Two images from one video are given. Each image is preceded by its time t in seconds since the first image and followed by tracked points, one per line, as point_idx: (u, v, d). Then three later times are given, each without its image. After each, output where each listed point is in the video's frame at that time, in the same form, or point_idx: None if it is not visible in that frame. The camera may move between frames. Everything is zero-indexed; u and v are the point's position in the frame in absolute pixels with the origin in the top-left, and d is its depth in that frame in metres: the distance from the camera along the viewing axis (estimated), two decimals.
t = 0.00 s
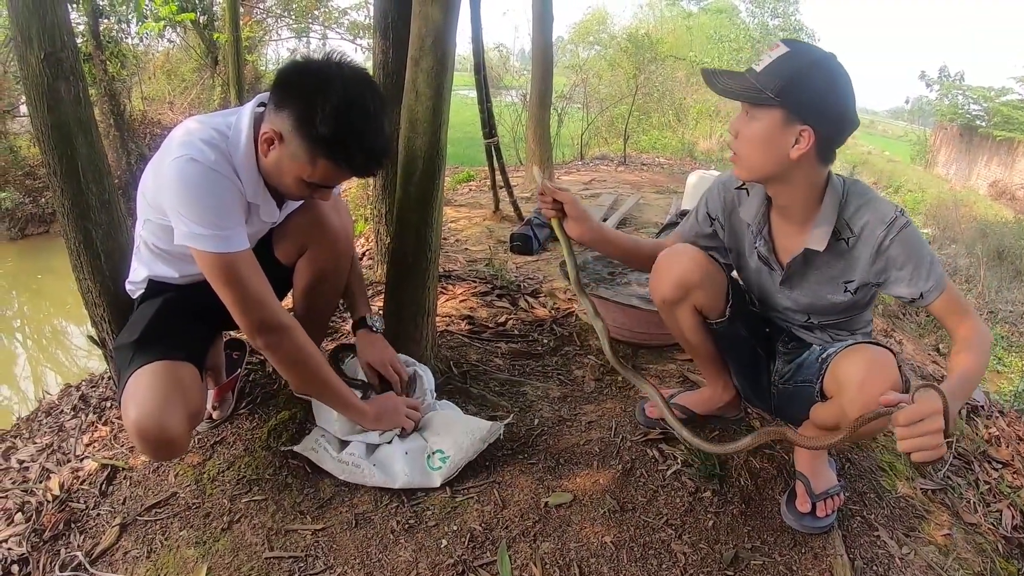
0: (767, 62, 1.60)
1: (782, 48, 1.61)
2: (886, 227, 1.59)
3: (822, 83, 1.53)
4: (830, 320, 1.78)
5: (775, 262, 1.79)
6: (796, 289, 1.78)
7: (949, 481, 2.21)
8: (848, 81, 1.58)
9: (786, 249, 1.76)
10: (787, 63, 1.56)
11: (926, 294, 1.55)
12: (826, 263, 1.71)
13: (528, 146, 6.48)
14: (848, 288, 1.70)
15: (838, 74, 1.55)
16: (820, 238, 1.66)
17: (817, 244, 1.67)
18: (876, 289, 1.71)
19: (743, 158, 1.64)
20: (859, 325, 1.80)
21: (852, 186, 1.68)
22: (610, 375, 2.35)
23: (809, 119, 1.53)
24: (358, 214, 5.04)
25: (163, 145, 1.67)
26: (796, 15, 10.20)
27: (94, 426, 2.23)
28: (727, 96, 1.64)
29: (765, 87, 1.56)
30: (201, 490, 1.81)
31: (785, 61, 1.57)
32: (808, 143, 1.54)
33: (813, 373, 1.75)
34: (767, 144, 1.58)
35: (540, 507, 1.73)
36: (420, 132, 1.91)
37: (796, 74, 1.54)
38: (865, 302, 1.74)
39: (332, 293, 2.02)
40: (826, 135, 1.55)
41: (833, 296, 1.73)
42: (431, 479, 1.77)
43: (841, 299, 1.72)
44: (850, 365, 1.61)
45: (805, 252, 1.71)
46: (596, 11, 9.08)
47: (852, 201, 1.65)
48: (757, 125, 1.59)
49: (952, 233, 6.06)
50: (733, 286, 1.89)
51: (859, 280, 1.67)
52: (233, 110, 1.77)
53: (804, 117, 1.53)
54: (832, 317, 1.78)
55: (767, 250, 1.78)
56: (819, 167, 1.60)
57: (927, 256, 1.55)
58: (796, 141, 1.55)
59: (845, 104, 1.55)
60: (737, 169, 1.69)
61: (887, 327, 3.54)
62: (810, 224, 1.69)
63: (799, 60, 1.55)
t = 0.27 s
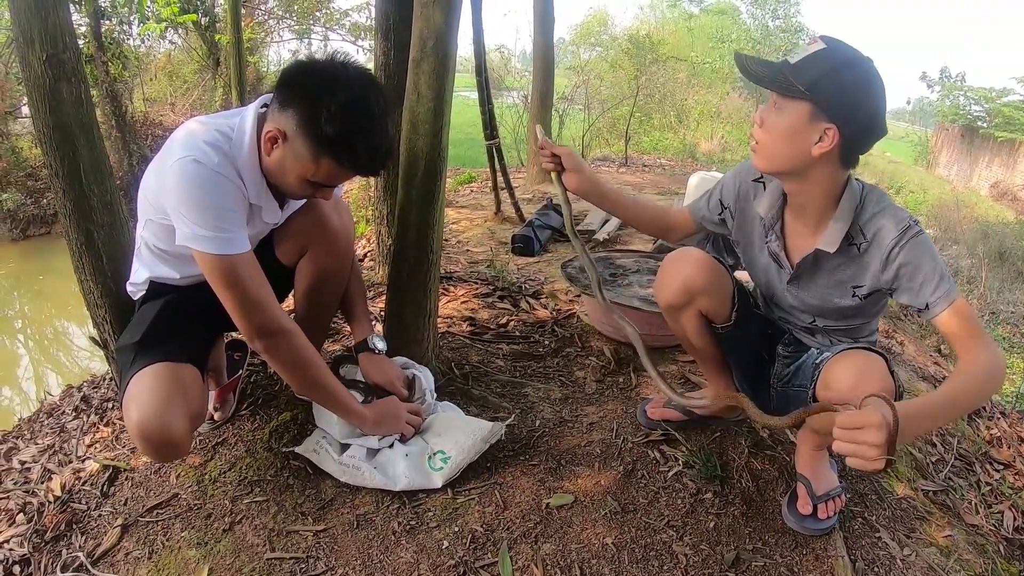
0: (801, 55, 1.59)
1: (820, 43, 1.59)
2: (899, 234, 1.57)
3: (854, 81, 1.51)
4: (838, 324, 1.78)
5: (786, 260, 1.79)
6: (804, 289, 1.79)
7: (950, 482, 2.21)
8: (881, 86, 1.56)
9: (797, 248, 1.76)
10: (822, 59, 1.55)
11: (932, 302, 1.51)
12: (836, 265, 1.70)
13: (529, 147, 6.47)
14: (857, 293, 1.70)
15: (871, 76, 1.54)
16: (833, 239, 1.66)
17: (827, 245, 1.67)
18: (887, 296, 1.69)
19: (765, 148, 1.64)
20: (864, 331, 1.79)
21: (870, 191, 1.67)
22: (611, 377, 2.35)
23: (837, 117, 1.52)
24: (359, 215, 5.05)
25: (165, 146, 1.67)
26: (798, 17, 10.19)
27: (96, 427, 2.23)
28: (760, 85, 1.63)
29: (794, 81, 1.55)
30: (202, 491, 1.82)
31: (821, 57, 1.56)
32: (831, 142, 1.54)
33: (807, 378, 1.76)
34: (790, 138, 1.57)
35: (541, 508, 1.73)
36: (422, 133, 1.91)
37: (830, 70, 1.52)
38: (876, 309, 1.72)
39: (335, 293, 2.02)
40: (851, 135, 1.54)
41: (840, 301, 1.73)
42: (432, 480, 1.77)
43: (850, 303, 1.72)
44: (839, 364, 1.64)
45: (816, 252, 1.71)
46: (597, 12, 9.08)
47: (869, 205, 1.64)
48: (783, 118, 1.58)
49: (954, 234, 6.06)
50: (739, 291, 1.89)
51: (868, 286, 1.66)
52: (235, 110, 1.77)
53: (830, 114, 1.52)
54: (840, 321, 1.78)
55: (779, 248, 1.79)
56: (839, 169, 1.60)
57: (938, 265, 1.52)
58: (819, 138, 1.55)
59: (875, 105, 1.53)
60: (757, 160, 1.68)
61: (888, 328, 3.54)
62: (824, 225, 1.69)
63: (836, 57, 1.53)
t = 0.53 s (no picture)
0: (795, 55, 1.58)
1: (812, 43, 1.58)
2: (885, 231, 1.55)
3: (850, 79, 1.50)
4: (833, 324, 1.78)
5: (781, 255, 1.79)
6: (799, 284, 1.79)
7: (951, 484, 2.21)
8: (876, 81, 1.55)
9: (792, 243, 1.76)
10: (816, 58, 1.54)
11: (904, 297, 1.48)
12: (827, 262, 1.69)
13: (530, 149, 6.47)
14: (846, 292, 1.69)
15: (866, 72, 1.53)
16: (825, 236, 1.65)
17: (819, 240, 1.66)
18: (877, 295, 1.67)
19: (762, 150, 1.63)
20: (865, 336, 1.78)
21: (867, 188, 1.64)
22: (612, 378, 2.35)
23: (835, 117, 1.51)
24: (360, 217, 5.05)
25: (167, 148, 1.67)
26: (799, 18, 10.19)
27: (97, 429, 2.23)
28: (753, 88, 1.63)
29: (789, 83, 1.54)
30: (204, 493, 1.82)
31: (813, 56, 1.55)
32: (829, 141, 1.53)
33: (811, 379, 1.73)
34: (788, 139, 1.57)
35: (542, 510, 1.73)
36: (423, 136, 1.92)
37: (824, 70, 1.51)
38: (870, 308, 1.71)
39: (337, 295, 2.03)
40: (849, 133, 1.53)
41: (831, 299, 1.73)
42: (434, 481, 1.78)
43: (840, 301, 1.71)
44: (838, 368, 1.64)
45: (809, 248, 1.70)
46: (598, 14, 9.08)
47: (863, 202, 1.62)
48: (780, 119, 1.57)
49: (955, 235, 6.06)
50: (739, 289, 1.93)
51: (857, 285, 1.66)
52: (237, 114, 1.77)
53: (828, 114, 1.52)
54: (836, 321, 1.77)
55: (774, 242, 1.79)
56: (837, 167, 1.59)
57: (918, 265, 1.48)
58: (818, 138, 1.54)
59: (873, 102, 1.52)
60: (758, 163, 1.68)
61: (889, 330, 3.54)
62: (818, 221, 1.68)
63: (829, 56, 1.52)
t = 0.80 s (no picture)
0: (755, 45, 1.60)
1: (770, 33, 1.60)
2: (836, 205, 1.55)
3: (808, 66, 1.52)
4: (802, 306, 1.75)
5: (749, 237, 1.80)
6: (767, 267, 1.79)
7: (952, 486, 2.21)
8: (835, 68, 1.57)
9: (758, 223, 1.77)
10: (775, 47, 1.55)
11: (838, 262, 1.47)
12: (790, 241, 1.70)
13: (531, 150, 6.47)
14: (803, 270, 1.68)
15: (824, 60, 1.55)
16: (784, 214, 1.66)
17: (780, 219, 1.67)
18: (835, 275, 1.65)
19: (727, 138, 1.64)
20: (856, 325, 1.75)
21: (829, 171, 1.65)
22: (614, 380, 2.35)
23: (793, 102, 1.52)
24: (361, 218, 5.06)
25: (168, 148, 1.67)
26: (800, 19, 10.20)
27: (98, 430, 2.23)
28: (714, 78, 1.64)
29: (750, 70, 1.55)
30: (205, 494, 1.82)
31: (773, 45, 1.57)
32: (788, 126, 1.54)
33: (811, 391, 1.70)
34: (749, 125, 1.57)
35: (543, 512, 1.73)
36: (425, 138, 1.92)
37: (782, 57, 1.53)
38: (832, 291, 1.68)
39: (337, 297, 2.03)
40: (809, 118, 1.53)
41: (792, 278, 1.72)
42: (434, 479, 1.79)
43: (800, 281, 1.70)
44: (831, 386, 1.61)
45: (772, 227, 1.71)
46: (599, 15, 9.09)
47: (822, 183, 1.63)
48: (741, 107, 1.58)
49: (955, 237, 6.06)
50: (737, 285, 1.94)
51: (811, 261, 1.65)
52: (239, 114, 1.77)
53: (787, 99, 1.52)
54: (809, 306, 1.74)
55: (742, 224, 1.80)
56: (799, 151, 1.59)
57: (861, 232, 1.47)
58: (778, 124, 1.55)
59: (832, 88, 1.53)
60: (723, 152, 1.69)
61: (890, 331, 3.54)
62: (777, 201, 1.69)
63: (787, 45, 1.54)
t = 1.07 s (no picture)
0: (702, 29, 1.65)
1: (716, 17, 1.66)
2: (779, 175, 1.61)
3: (753, 44, 1.56)
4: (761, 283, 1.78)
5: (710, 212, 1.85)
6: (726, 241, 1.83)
7: (952, 487, 2.20)
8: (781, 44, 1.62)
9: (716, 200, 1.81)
10: (721, 28, 1.60)
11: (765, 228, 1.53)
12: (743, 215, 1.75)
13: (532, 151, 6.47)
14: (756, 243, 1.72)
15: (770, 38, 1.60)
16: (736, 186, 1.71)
17: (733, 192, 1.73)
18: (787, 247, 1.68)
19: (682, 119, 1.69)
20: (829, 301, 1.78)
21: (783, 147, 1.70)
22: (614, 381, 2.36)
23: (741, 80, 1.57)
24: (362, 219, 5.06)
25: (170, 150, 1.68)
26: (801, 21, 10.20)
27: (99, 430, 2.23)
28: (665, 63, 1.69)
29: (699, 52, 1.60)
30: (205, 495, 1.82)
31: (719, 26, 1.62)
32: (738, 103, 1.58)
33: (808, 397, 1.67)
34: (701, 104, 1.62)
35: (543, 513, 1.73)
36: (426, 139, 1.92)
37: (725, 37, 1.58)
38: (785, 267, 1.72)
39: (339, 299, 2.03)
40: (758, 95, 1.58)
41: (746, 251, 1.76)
42: (432, 481, 1.79)
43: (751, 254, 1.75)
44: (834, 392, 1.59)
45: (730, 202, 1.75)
46: (600, 16, 9.11)
47: (774, 157, 1.67)
48: (692, 88, 1.63)
49: (956, 239, 6.05)
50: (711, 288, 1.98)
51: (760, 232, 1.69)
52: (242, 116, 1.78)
53: (734, 78, 1.57)
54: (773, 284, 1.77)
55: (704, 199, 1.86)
56: (751, 127, 1.64)
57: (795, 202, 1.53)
58: (729, 101, 1.59)
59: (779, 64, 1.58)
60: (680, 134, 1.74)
61: (890, 333, 3.54)
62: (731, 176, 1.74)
63: (731, 25, 1.59)
